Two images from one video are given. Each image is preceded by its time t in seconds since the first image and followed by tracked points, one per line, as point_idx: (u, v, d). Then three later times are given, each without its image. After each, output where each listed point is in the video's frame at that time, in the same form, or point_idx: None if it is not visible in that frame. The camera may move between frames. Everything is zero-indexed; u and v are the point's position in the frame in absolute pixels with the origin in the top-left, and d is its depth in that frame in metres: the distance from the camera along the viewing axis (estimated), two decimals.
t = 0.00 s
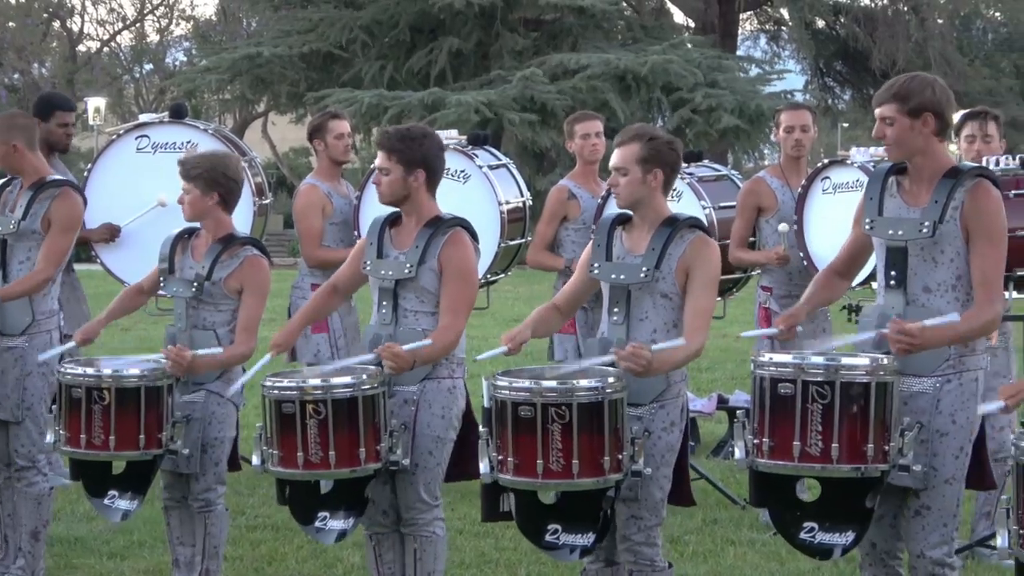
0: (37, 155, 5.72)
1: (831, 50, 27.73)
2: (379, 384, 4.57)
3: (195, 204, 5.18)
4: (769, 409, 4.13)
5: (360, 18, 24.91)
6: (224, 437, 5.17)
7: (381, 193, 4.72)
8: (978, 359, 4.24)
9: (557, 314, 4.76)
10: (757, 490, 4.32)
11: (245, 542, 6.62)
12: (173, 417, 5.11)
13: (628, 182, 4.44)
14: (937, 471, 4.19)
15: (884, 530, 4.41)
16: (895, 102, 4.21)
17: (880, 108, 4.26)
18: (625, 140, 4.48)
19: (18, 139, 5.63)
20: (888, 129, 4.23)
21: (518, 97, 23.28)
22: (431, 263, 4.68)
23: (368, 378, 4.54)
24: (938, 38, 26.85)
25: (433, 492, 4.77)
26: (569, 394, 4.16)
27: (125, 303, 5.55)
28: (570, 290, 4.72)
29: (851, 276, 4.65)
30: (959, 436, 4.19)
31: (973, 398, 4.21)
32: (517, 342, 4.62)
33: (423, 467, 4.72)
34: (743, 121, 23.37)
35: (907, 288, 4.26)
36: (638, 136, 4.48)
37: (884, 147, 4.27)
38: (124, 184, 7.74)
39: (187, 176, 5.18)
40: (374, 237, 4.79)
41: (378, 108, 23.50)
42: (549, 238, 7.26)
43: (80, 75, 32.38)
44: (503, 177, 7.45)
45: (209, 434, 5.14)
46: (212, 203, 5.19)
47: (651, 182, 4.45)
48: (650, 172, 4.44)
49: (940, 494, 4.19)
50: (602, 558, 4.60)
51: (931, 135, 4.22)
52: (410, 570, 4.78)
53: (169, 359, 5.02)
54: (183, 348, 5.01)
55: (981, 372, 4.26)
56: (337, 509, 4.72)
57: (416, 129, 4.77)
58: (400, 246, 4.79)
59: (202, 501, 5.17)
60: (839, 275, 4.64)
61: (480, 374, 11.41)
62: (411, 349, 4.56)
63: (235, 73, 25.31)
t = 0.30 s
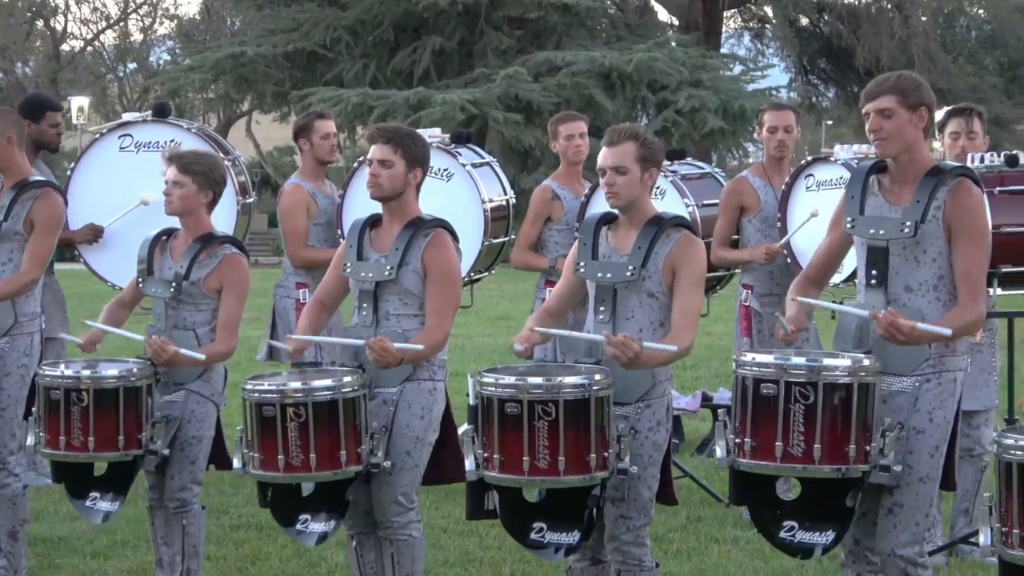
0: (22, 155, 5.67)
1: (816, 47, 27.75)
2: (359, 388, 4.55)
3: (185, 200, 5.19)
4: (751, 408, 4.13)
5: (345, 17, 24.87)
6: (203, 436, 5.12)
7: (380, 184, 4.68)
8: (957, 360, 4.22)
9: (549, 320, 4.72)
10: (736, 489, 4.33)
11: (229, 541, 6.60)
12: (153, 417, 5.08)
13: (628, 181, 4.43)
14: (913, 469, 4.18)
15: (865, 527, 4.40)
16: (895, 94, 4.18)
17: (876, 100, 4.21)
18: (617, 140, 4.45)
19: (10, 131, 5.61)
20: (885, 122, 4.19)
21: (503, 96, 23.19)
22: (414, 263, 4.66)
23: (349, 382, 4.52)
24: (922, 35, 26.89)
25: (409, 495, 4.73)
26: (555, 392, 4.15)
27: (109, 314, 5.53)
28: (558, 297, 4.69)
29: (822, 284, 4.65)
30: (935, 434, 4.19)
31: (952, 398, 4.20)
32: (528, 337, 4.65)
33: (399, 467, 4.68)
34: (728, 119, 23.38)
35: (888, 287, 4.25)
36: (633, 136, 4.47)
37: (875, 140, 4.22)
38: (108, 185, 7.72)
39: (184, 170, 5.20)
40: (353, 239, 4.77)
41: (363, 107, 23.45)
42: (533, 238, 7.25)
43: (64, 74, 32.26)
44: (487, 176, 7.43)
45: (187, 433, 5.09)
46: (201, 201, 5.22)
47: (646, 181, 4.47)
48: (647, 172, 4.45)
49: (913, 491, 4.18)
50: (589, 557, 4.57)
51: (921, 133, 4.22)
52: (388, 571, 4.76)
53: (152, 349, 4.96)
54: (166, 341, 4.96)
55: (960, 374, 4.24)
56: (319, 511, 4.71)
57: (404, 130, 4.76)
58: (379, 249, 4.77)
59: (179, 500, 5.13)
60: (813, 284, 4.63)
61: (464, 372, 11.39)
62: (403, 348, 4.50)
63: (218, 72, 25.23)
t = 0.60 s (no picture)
0: None
1: (794, 43, 27.76)
2: (344, 379, 4.55)
3: (167, 193, 5.20)
4: (737, 402, 4.14)
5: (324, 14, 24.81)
6: (183, 433, 5.13)
7: (368, 175, 4.68)
8: (943, 351, 4.23)
9: (522, 306, 4.70)
10: (725, 485, 4.30)
11: (208, 538, 6.58)
12: (131, 414, 5.06)
13: (620, 176, 4.44)
14: (905, 463, 4.18)
15: (843, 524, 4.37)
16: (888, 83, 4.21)
17: (867, 87, 4.23)
18: (611, 134, 4.48)
19: None
20: (875, 109, 4.20)
21: (481, 93, 23.22)
22: (397, 257, 4.65)
23: (333, 373, 4.51)
24: (900, 31, 26.97)
25: (402, 487, 4.75)
26: (537, 387, 4.15)
27: (85, 308, 5.53)
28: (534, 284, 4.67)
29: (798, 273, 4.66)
30: (925, 428, 4.18)
31: (939, 390, 4.20)
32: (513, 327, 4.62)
33: (391, 463, 4.68)
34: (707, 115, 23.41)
35: (871, 281, 4.25)
36: (627, 131, 4.50)
37: (862, 127, 4.23)
38: (85, 181, 7.67)
39: (170, 165, 5.24)
40: (338, 233, 4.76)
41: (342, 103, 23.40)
42: (513, 233, 7.25)
43: (41, 71, 32.10)
44: (466, 172, 7.44)
45: (169, 430, 5.09)
46: (182, 197, 5.24)
47: (635, 176, 4.49)
48: (638, 168, 4.48)
49: (906, 486, 4.18)
50: (565, 553, 4.56)
51: (907, 125, 4.24)
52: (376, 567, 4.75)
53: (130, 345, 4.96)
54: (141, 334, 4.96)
55: (947, 364, 4.26)
56: (305, 505, 4.67)
57: (391, 122, 4.77)
58: (364, 241, 4.76)
59: (161, 497, 5.14)
60: (788, 273, 4.64)
61: (443, 369, 11.38)
62: (384, 338, 4.56)
63: (196, 69, 25.13)
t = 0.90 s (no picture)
0: None
1: (771, 37, 27.85)
2: (321, 374, 4.52)
3: (144, 187, 5.18)
4: (715, 398, 4.13)
5: (300, 9, 24.75)
6: (160, 428, 5.12)
7: (347, 171, 4.66)
8: (918, 345, 4.25)
9: (499, 302, 4.70)
10: (702, 478, 4.29)
11: (184, 533, 6.56)
12: (106, 408, 5.04)
13: (593, 168, 4.43)
14: (881, 457, 4.18)
15: (821, 518, 4.39)
16: (864, 81, 4.21)
17: (843, 84, 4.23)
18: (584, 127, 4.47)
19: None
20: (852, 106, 4.21)
21: (459, 88, 23.24)
22: (374, 252, 4.63)
23: (310, 367, 4.49)
24: (877, 26, 27.05)
25: (379, 481, 4.73)
26: (512, 382, 4.14)
27: (64, 303, 5.52)
28: (511, 279, 4.68)
29: (782, 272, 4.66)
30: (901, 423, 4.19)
31: (915, 385, 4.22)
32: (489, 321, 4.61)
33: (368, 457, 4.67)
34: (685, 109, 23.43)
35: (847, 276, 4.25)
36: (600, 125, 4.49)
37: (838, 124, 4.23)
38: (62, 175, 7.62)
39: (147, 159, 5.20)
40: (315, 228, 4.73)
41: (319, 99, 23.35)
42: (489, 226, 7.24)
43: (17, 66, 31.93)
44: (444, 166, 7.42)
45: (145, 425, 5.08)
46: (158, 190, 5.21)
47: (608, 169, 4.48)
48: (610, 161, 4.47)
49: (883, 480, 4.18)
50: (543, 548, 4.56)
51: (883, 121, 4.24)
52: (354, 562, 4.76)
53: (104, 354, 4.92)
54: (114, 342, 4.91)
55: (922, 358, 4.28)
56: (280, 499, 4.69)
57: (371, 118, 4.76)
58: (340, 236, 4.73)
59: (139, 492, 5.12)
60: (771, 271, 4.65)
61: (420, 363, 11.38)
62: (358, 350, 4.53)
63: (173, 64, 25.05)
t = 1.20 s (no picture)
0: None
1: (742, 32, 27.89)
2: (289, 369, 4.51)
3: (113, 183, 5.15)
4: (683, 393, 4.14)
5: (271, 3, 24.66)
6: (128, 422, 5.09)
7: (315, 166, 4.65)
8: (884, 341, 4.25)
9: (468, 298, 4.69)
10: (667, 472, 4.32)
11: (155, 528, 6.54)
12: (76, 406, 4.97)
13: (560, 162, 4.43)
14: (843, 451, 4.20)
15: (794, 511, 4.34)
16: (831, 75, 4.21)
17: (811, 77, 4.23)
18: (550, 122, 4.48)
19: None
20: (820, 100, 4.20)
21: (433, 83, 23.09)
22: (342, 247, 4.62)
23: (278, 363, 4.48)
24: (849, 20, 27.15)
25: (340, 478, 4.70)
26: (483, 374, 4.14)
27: (33, 299, 5.48)
28: (478, 274, 4.66)
29: (747, 267, 4.67)
30: (864, 416, 4.21)
31: (879, 379, 4.24)
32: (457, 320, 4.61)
33: (329, 450, 4.65)
34: (657, 104, 23.47)
35: (814, 271, 4.26)
36: (566, 119, 4.50)
37: (806, 118, 4.23)
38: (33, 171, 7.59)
39: (115, 155, 5.17)
40: (283, 223, 4.72)
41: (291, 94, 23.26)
42: (461, 222, 7.25)
43: None
44: (415, 161, 7.39)
45: (112, 418, 5.06)
46: (128, 186, 5.18)
47: (576, 163, 4.48)
48: (577, 155, 4.47)
49: (843, 473, 4.20)
50: (515, 541, 4.55)
51: (850, 115, 4.25)
52: (319, 558, 4.71)
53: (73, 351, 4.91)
54: (88, 339, 4.90)
55: (887, 354, 4.28)
56: (247, 494, 4.65)
57: (338, 112, 4.73)
58: (308, 230, 4.72)
59: (102, 488, 5.11)
60: (737, 266, 4.66)
61: (392, 358, 11.36)
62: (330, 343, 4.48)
63: (144, 59, 24.94)
